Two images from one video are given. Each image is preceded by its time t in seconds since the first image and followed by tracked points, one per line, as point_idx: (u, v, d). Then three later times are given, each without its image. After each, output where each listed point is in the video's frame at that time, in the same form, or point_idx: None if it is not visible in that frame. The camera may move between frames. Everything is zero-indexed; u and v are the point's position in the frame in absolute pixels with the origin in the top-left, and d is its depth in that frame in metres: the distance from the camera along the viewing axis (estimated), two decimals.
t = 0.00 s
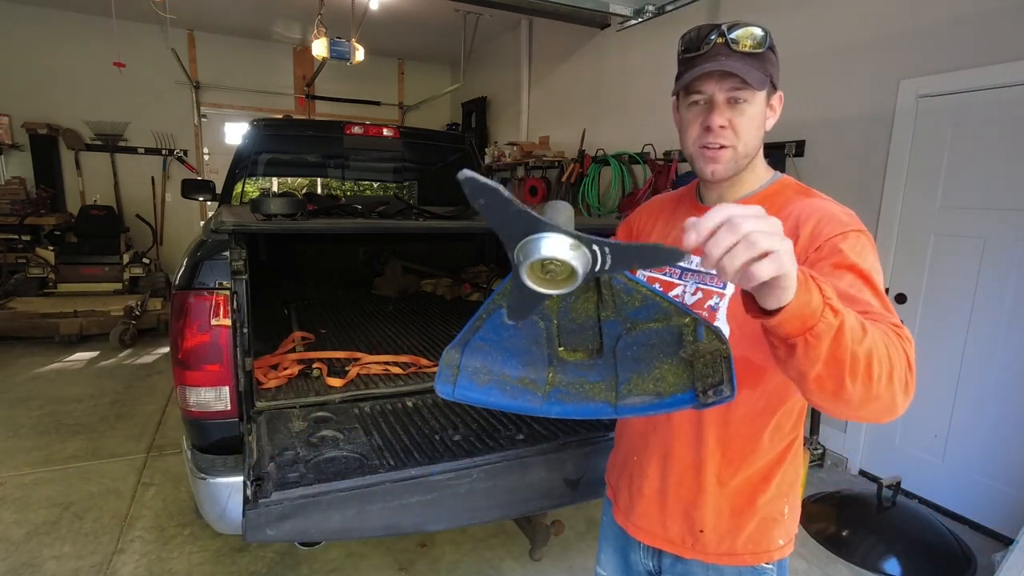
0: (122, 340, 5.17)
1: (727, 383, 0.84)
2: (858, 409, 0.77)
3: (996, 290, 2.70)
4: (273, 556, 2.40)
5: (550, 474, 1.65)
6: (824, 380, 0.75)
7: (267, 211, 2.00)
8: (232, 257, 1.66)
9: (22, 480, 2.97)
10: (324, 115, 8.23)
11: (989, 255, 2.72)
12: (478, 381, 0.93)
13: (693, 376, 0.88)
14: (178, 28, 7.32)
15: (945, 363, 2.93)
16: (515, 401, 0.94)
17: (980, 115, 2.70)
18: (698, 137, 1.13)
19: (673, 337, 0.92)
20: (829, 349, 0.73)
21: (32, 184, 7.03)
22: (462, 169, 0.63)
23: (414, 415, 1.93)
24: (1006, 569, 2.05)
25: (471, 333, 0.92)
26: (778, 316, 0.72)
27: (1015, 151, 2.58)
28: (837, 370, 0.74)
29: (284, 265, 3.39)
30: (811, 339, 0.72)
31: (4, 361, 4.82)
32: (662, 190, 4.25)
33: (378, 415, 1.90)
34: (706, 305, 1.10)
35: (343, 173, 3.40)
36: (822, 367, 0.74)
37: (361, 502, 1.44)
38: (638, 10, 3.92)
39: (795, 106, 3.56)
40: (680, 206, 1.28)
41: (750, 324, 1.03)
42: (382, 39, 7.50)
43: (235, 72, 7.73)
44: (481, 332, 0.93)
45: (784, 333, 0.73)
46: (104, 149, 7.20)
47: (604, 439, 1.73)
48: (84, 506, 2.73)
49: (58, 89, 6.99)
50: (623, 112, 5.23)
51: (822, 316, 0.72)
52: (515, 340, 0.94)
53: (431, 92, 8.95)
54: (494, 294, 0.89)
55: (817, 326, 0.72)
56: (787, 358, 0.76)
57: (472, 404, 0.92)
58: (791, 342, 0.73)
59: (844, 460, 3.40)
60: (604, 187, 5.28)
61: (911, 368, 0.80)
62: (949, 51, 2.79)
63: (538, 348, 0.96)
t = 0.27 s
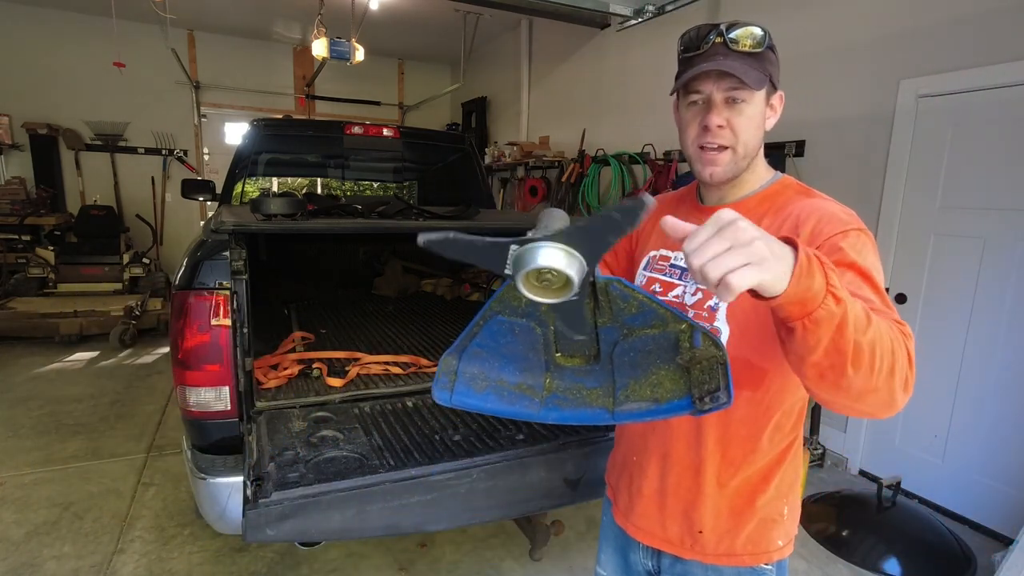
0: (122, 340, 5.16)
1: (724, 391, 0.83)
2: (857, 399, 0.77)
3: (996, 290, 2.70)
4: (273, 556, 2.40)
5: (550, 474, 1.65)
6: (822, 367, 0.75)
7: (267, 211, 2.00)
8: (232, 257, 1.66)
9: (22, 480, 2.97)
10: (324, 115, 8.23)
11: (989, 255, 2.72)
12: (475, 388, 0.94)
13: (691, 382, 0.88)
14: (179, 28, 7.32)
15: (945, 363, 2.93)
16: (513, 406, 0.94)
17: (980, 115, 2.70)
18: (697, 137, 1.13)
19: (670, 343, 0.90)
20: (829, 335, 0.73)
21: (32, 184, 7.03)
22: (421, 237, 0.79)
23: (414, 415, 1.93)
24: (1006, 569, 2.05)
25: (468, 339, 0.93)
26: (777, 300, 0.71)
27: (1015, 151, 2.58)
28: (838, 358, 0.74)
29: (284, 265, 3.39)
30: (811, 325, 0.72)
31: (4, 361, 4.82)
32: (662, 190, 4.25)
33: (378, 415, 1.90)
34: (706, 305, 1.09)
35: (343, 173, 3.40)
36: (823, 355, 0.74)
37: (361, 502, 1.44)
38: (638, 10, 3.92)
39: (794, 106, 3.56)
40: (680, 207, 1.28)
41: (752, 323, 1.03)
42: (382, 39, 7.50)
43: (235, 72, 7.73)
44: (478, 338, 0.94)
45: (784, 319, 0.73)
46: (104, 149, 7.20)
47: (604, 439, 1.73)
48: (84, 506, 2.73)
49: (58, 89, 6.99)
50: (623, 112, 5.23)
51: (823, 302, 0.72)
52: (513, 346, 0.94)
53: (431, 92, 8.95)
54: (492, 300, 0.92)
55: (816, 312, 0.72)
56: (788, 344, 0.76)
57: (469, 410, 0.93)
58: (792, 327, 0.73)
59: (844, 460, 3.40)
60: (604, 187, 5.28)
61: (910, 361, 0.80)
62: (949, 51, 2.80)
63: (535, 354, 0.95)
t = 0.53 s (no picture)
0: (122, 340, 5.16)
1: (724, 401, 0.83)
2: (855, 400, 0.77)
3: (996, 290, 2.70)
4: (273, 556, 2.40)
5: (550, 474, 1.65)
6: (819, 371, 0.75)
7: (267, 211, 2.00)
8: (232, 257, 1.66)
9: (22, 480, 2.97)
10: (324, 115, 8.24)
11: (989, 255, 2.72)
12: (477, 397, 0.94)
13: (693, 393, 0.88)
14: (179, 28, 7.32)
15: (945, 363, 2.93)
16: (514, 415, 0.95)
17: (980, 115, 2.70)
18: (697, 138, 1.14)
19: (672, 352, 0.90)
20: (824, 340, 0.73)
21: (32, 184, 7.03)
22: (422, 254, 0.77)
23: (414, 415, 1.93)
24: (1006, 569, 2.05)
25: (468, 348, 0.94)
26: (770, 308, 0.71)
27: (1015, 151, 2.58)
28: (834, 361, 0.74)
29: (284, 265, 3.39)
30: (806, 330, 0.72)
31: (4, 361, 4.82)
32: (662, 190, 4.25)
33: (378, 415, 1.90)
34: (708, 306, 1.08)
35: (343, 173, 3.40)
36: (819, 359, 0.74)
37: (361, 502, 1.44)
38: (638, 10, 3.92)
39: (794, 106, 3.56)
40: (682, 207, 1.28)
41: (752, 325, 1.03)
42: (382, 39, 7.51)
43: (235, 72, 7.73)
44: (480, 347, 0.94)
45: (779, 325, 0.73)
46: (104, 149, 7.20)
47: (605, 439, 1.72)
48: (84, 506, 2.73)
49: (58, 89, 6.99)
50: (623, 112, 5.23)
51: (816, 306, 0.72)
52: (515, 355, 0.94)
53: (431, 92, 8.95)
54: (494, 309, 0.92)
55: (812, 316, 0.72)
56: (783, 351, 0.76)
57: (471, 419, 0.93)
58: (787, 333, 0.73)
59: (845, 460, 3.40)
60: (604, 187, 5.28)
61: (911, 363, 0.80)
62: (948, 51, 2.80)
63: (536, 362, 0.95)
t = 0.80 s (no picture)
0: (122, 340, 5.16)
1: (727, 410, 0.84)
2: (861, 398, 0.77)
3: (996, 290, 2.70)
4: (273, 556, 2.40)
5: (550, 474, 1.65)
6: (821, 371, 0.75)
7: (267, 211, 2.00)
8: (232, 257, 1.66)
9: (22, 480, 2.97)
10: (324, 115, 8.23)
11: (989, 255, 2.72)
12: (478, 405, 0.93)
13: (695, 402, 0.89)
14: (179, 28, 7.32)
15: (945, 363, 2.93)
16: (516, 424, 0.94)
17: (980, 115, 2.70)
18: (700, 140, 1.13)
19: (674, 362, 0.92)
20: (827, 340, 0.73)
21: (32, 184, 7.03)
22: (428, 237, 0.69)
23: (414, 415, 1.93)
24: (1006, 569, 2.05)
25: (471, 356, 0.93)
26: (770, 308, 0.71)
27: (1015, 151, 2.58)
28: (836, 359, 0.74)
29: (284, 265, 3.39)
30: (808, 329, 0.72)
31: (4, 361, 4.82)
32: (662, 190, 4.25)
33: (378, 415, 1.90)
34: (710, 306, 1.10)
35: (343, 173, 3.40)
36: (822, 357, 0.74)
37: (361, 502, 1.44)
38: (638, 10, 3.91)
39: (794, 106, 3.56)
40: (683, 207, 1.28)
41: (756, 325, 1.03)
42: (382, 39, 7.50)
43: (235, 72, 7.72)
44: (481, 356, 0.94)
45: (779, 326, 0.73)
46: (104, 149, 7.20)
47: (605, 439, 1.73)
48: (84, 506, 2.73)
49: (58, 89, 6.99)
50: (623, 112, 5.23)
51: (816, 304, 0.72)
52: (517, 364, 0.94)
53: (431, 92, 8.95)
54: (495, 318, 0.92)
55: (811, 315, 0.72)
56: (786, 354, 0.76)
57: (473, 428, 0.92)
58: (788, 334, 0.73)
59: (844, 460, 3.40)
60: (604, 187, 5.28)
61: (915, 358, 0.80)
62: (949, 51, 2.80)
63: (538, 372, 0.95)
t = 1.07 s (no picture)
0: (122, 340, 5.16)
1: (707, 449, 0.86)
2: (879, 431, 0.77)
3: (996, 290, 2.70)
4: (273, 556, 2.40)
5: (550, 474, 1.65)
6: (842, 402, 0.75)
7: (267, 211, 2.00)
8: (232, 257, 1.66)
9: (22, 480, 2.97)
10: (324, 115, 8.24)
11: (989, 256, 2.72)
12: (463, 440, 0.92)
13: (676, 438, 0.92)
14: (179, 28, 7.32)
15: (946, 364, 2.93)
16: (500, 456, 0.94)
17: (980, 115, 2.70)
18: (700, 140, 1.14)
19: (655, 398, 0.89)
20: (852, 375, 0.73)
21: (32, 184, 7.03)
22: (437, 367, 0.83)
23: (414, 415, 1.93)
24: (1006, 569, 2.05)
25: (454, 392, 0.92)
26: (794, 339, 0.71)
27: (1015, 151, 2.58)
28: (857, 394, 0.74)
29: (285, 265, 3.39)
30: (830, 361, 0.72)
31: (4, 361, 4.82)
32: (662, 190, 4.25)
33: (378, 415, 1.91)
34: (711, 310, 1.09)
35: (343, 173, 3.40)
36: (841, 390, 0.74)
37: (361, 502, 1.44)
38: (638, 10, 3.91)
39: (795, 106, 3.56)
40: (688, 208, 1.28)
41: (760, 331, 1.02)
42: (382, 39, 7.50)
43: (235, 72, 7.72)
44: (464, 391, 0.92)
45: (804, 354, 0.72)
46: (104, 149, 7.20)
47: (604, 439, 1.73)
48: (84, 506, 2.73)
49: (58, 89, 6.99)
50: (623, 112, 5.23)
51: (842, 338, 0.72)
52: (500, 397, 0.93)
53: (431, 92, 8.95)
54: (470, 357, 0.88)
55: (835, 349, 0.72)
56: (806, 378, 0.76)
57: (457, 462, 0.91)
58: (810, 363, 0.73)
59: (844, 460, 3.40)
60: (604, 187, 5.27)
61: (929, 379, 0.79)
62: (949, 51, 2.80)
63: (521, 405, 0.95)
